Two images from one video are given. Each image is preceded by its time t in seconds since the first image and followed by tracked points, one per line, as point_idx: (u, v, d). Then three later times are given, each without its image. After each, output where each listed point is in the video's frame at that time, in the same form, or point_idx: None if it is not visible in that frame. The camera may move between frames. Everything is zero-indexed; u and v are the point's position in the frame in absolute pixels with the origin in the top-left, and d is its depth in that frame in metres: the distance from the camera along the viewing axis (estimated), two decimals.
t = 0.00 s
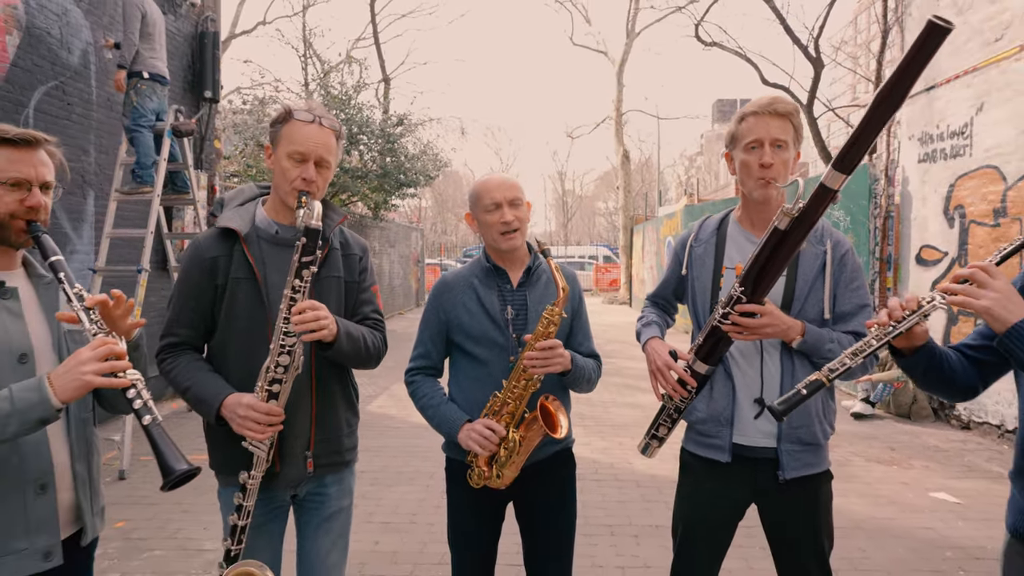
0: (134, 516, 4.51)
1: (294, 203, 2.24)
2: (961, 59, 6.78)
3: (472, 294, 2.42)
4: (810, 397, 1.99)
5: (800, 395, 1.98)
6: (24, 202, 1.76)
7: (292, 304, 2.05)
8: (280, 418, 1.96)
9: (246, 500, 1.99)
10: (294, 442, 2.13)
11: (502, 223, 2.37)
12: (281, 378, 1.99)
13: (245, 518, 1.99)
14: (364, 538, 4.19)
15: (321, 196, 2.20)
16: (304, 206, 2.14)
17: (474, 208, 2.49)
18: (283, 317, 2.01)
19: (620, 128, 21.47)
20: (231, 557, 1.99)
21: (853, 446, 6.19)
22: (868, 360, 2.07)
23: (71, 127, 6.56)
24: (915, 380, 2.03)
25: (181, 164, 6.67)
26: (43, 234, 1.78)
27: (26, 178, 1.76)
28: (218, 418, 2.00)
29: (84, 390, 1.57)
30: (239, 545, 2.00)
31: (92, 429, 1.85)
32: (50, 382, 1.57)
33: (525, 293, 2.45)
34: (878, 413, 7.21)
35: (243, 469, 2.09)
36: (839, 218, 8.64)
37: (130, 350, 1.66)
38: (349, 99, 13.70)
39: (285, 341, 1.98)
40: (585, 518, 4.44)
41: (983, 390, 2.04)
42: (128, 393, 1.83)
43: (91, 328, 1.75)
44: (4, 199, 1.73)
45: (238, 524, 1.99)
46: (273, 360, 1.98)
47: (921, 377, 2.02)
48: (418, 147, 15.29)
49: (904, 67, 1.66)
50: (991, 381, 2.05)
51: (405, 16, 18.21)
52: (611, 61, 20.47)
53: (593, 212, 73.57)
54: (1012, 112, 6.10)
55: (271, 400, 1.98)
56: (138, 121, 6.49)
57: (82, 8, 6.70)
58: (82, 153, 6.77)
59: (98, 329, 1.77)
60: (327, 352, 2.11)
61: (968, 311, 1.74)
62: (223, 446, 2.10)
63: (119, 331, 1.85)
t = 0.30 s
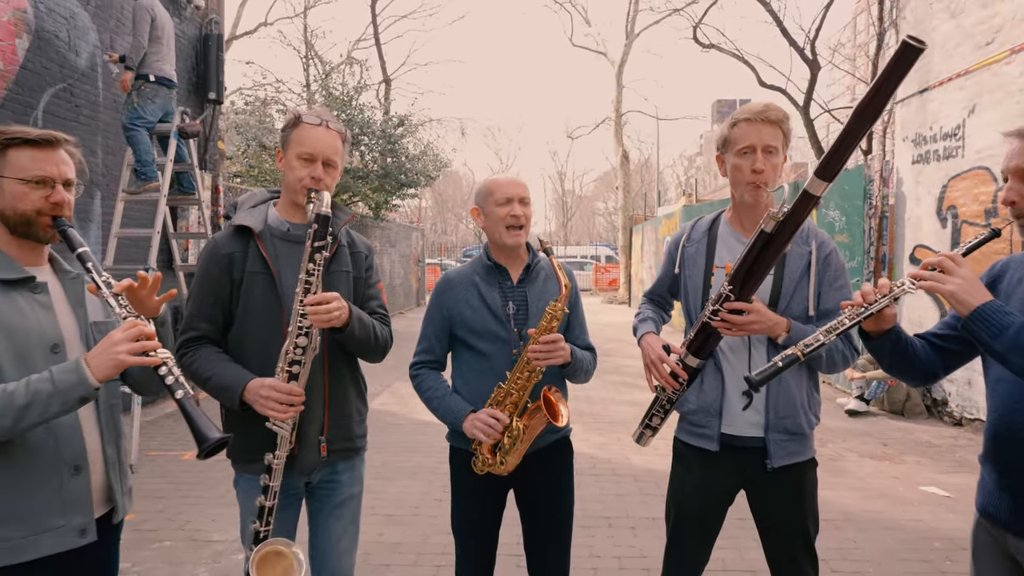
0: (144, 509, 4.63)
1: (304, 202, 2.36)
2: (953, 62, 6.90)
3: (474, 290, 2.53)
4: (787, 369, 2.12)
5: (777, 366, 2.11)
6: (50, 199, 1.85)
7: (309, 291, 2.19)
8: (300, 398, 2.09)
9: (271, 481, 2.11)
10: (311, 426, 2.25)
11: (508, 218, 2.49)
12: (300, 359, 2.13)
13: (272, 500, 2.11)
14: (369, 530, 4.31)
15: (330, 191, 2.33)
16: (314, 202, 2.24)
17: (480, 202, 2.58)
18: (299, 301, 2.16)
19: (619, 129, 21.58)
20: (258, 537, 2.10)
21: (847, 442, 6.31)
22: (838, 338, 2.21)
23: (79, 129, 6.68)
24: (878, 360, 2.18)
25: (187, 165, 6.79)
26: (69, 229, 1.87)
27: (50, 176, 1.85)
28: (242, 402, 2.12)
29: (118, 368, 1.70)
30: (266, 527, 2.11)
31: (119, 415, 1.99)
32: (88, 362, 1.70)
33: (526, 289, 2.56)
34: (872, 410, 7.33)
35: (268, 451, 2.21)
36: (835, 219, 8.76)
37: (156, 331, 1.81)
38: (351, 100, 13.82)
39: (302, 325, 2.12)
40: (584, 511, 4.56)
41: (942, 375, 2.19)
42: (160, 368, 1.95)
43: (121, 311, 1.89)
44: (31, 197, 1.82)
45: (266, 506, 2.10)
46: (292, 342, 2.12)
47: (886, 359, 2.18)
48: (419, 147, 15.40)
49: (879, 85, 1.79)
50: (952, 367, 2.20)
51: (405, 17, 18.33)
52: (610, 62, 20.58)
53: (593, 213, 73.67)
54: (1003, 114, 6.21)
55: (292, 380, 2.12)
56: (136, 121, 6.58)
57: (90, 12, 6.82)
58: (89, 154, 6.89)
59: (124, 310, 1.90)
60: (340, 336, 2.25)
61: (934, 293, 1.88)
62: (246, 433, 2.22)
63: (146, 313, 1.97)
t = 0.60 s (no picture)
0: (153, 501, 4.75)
1: (318, 205, 2.48)
2: (946, 65, 7.01)
3: (477, 288, 2.65)
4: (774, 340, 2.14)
5: (765, 336, 2.12)
6: (89, 202, 1.96)
7: (328, 281, 2.33)
8: (323, 385, 2.23)
9: (297, 466, 2.25)
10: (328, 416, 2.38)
11: (514, 217, 2.62)
12: (323, 349, 2.27)
13: (299, 484, 2.25)
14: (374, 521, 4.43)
15: (343, 193, 2.45)
16: (332, 206, 2.38)
17: (486, 204, 2.69)
18: (321, 293, 2.30)
19: (618, 130, 21.72)
20: (288, 520, 2.24)
21: (841, 438, 6.44)
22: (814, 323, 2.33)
23: (87, 131, 6.80)
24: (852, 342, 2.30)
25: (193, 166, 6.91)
26: (105, 230, 1.99)
27: (90, 181, 1.96)
28: (268, 393, 2.25)
29: (151, 361, 1.82)
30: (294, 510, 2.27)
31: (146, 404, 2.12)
32: (119, 354, 1.82)
33: (526, 286, 2.69)
34: (867, 407, 7.46)
35: (294, 438, 2.36)
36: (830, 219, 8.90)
37: (186, 327, 1.93)
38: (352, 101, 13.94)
39: (324, 316, 2.26)
40: (583, 504, 4.69)
41: (910, 361, 2.36)
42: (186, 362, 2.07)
43: (154, 309, 2.00)
44: (72, 199, 1.93)
45: (294, 490, 2.25)
46: (315, 332, 2.27)
47: (861, 342, 2.30)
48: (419, 148, 15.53)
49: (852, 93, 1.92)
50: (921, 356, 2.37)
51: (405, 19, 18.46)
52: (609, 63, 20.72)
53: (592, 213, 73.84)
54: (993, 117, 6.33)
55: (315, 369, 2.27)
56: (147, 123, 6.69)
57: (98, 15, 6.94)
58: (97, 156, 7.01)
59: (158, 308, 2.01)
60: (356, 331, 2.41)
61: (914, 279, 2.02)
62: (270, 423, 2.36)
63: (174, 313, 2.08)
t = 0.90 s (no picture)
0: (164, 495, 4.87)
1: (326, 204, 2.61)
2: (939, 68, 7.14)
3: (480, 285, 2.78)
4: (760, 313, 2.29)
5: (756, 309, 2.28)
6: (134, 212, 2.12)
7: (340, 278, 2.46)
8: (339, 374, 2.37)
9: (320, 452, 2.43)
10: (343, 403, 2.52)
11: (517, 218, 2.74)
12: (337, 340, 2.42)
13: (322, 468, 2.44)
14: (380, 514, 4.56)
15: (348, 193, 2.57)
16: (338, 203, 2.51)
17: (491, 204, 2.81)
18: (332, 287, 2.43)
19: (617, 131, 21.85)
20: (312, 503, 2.42)
21: (835, 434, 6.57)
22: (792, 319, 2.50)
23: (95, 133, 6.91)
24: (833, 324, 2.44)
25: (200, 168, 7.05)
26: (145, 239, 2.15)
27: (138, 193, 2.12)
28: (287, 384, 2.38)
29: (175, 363, 1.94)
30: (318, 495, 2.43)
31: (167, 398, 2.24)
32: (145, 356, 1.93)
33: (527, 283, 2.82)
34: (861, 405, 7.59)
35: (313, 427, 2.49)
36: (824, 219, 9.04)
37: (206, 337, 2.06)
38: (353, 103, 14.07)
39: (337, 309, 2.40)
40: (582, 497, 4.81)
41: (888, 348, 2.49)
42: (202, 370, 2.22)
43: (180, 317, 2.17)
44: (118, 208, 2.09)
45: (316, 475, 2.42)
46: (330, 324, 2.42)
47: (841, 325, 2.43)
48: (420, 149, 15.66)
49: (828, 103, 2.04)
50: (900, 344, 2.50)
51: (404, 21, 18.59)
52: (608, 64, 20.85)
53: (592, 214, 73.99)
54: (984, 119, 6.46)
55: (332, 358, 2.41)
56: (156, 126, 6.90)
57: (105, 20, 7.07)
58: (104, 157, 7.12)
59: (185, 318, 2.19)
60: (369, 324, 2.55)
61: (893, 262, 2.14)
62: (286, 414, 2.50)
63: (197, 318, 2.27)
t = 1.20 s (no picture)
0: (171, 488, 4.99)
1: (329, 206, 2.71)
2: (932, 70, 7.25)
3: (480, 284, 2.89)
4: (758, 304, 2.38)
5: (755, 297, 2.37)
6: (153, 209, 2.23)
7: (345, 275, 2.57)
8: (349, 369, 2.48)
9: (334, 443, 2.57)
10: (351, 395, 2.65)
11: (519, 220, 2.85)
12: (347, 337, 2.54)
13: (336, 459, 2.57)
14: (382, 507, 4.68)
15: (351, 195, 2.68)
16: (342, 206, 2.63)
17: (493, 205, 2.93)
18: (340, 287, 2.55)
19: (616, 131, 21.96)
20: (329, 491, 2.57)
21: (829, 431, 6.69)
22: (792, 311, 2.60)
23: (102, 134, 7.03)
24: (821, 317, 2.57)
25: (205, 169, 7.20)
26: (166, 236, 2.26)
27: (156, 191, 2.23)
28: (300, 379, 2.51)
29: (197, 344, 2.06)
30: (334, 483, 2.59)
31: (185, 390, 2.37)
32: (170, 338, 2.05)
33: (526, 282, 2.94)
34: (855, 402, 7.71)
35: (326, 421, 2.61)
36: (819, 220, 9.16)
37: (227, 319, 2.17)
38: (354, 104, 14.18)
39: (344, 308, 2.54)
40: (580, 491, 4.93)
41: (873, 342, 2.61)
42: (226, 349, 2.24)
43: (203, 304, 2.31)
44: (139, 205, 2.20)
45: (331, 465, 2.57)
46: (338, 322, 2.54)
47: (831, 315, 2.56)
48: (420, 150, 15.79)
49: (809, 108, 2.10)
50: (883, 338, 2.63)
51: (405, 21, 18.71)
52: (607, 65, 20.96)
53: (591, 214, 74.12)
54: (974, 122, 6.58)
55: (342, 355, 2.53)
56: (162, 127, 7.09)
57: (112, 23, 7.19)
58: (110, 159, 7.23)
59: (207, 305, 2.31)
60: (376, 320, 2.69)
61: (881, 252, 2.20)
62: (297, 409, 2.61)
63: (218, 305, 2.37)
